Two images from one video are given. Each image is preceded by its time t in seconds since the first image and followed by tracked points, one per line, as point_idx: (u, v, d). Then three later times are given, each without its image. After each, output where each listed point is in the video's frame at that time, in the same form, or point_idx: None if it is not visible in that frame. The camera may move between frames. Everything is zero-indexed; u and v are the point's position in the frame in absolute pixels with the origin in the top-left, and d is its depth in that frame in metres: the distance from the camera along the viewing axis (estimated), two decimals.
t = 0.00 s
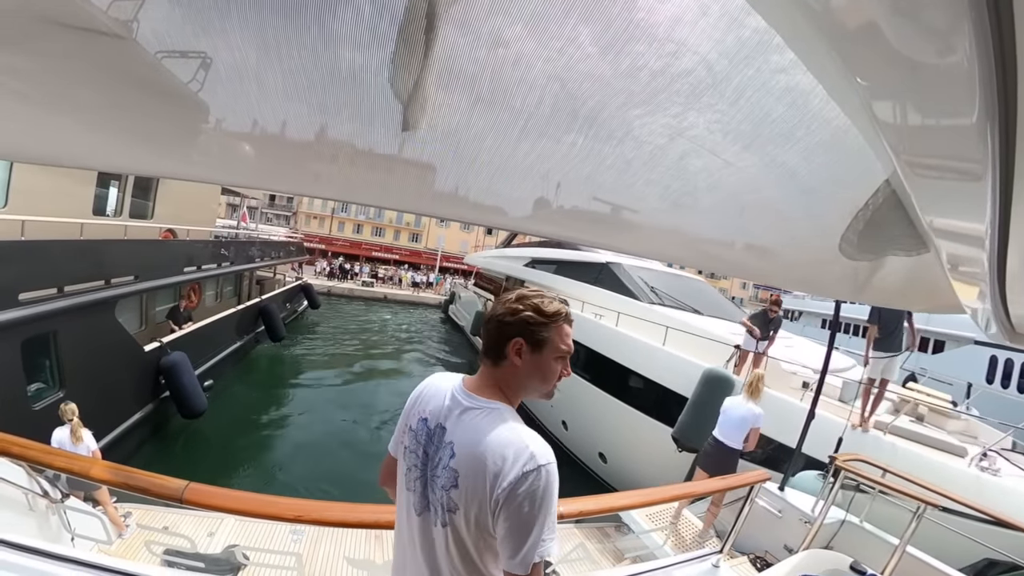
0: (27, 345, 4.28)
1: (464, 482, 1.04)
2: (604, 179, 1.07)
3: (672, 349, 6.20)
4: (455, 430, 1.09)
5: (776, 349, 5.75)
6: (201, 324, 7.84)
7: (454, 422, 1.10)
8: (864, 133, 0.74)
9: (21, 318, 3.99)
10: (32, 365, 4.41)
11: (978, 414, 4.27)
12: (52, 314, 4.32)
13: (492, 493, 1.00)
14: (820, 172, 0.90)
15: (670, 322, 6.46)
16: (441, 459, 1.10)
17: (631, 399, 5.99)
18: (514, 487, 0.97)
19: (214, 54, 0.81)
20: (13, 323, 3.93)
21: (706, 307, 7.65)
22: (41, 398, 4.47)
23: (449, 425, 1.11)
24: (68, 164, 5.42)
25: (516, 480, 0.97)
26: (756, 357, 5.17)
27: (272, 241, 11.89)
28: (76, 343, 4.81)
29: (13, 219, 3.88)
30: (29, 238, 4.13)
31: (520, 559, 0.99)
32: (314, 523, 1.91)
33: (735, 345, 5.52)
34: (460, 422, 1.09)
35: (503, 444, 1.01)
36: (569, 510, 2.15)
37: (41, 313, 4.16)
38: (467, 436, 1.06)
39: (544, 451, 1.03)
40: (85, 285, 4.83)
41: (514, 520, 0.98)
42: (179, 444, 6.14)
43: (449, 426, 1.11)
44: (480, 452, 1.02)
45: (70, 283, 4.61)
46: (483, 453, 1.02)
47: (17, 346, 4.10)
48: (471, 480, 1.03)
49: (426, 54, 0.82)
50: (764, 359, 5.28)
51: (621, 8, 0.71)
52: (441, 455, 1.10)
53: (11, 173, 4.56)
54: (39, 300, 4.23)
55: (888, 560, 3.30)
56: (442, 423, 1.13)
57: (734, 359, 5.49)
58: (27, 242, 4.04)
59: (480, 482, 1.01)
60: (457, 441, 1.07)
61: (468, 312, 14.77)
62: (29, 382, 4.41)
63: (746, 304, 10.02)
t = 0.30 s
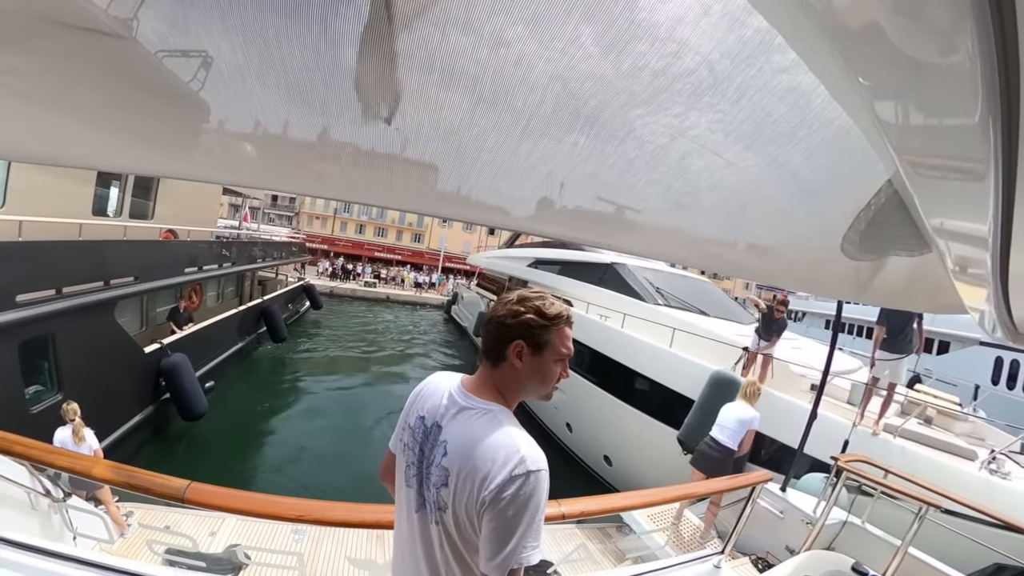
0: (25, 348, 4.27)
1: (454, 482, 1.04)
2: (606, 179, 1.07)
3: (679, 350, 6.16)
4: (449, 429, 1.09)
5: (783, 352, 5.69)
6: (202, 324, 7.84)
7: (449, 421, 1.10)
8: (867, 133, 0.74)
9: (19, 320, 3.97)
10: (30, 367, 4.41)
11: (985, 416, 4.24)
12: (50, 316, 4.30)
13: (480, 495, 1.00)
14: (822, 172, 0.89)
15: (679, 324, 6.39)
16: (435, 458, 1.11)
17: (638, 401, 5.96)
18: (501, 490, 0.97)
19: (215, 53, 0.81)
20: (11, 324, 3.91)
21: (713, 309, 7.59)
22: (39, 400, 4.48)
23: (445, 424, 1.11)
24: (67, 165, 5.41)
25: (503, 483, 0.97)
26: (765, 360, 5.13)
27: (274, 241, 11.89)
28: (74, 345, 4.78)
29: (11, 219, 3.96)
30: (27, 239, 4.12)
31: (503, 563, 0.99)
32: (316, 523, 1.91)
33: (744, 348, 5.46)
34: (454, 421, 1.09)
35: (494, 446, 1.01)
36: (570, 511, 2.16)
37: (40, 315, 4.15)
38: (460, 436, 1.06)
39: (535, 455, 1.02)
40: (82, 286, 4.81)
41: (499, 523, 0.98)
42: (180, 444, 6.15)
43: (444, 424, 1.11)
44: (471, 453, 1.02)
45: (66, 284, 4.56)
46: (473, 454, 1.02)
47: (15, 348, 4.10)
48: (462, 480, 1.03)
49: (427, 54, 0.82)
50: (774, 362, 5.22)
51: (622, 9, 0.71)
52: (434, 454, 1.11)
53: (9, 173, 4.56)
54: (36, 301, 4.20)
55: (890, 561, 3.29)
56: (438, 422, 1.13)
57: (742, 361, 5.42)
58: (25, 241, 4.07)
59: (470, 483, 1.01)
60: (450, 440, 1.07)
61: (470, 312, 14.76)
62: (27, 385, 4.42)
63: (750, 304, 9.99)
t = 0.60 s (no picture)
0: (23, 350, 4.26)
1: (457, 483, 1.04)
2: (608, 179, 1.07)
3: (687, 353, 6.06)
4: (452, 430, 1.09)
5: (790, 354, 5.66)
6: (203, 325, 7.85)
7: (451, 422, 1.10)
8: (869, 133, 0.74)
9: (16, 322, 3.94)
10: (28, 370, 4.39)
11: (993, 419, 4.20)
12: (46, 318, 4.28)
13: (485, 495, 1.00)
14: (824, 172, 0.89)
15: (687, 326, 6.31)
16: (436, 459, 1.10)
17: (643, 403, 5.96)
18: (506, 490, 0.98)
19: (215, 52, 0.80)
20: (10, 326, 3.89)
21: (719, 310, 7.55)
22: (37, 403, 4.45)
23: (446, 425, 1.11)
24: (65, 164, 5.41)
25: (509, 483, 0.98)
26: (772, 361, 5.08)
27: (276, 242, 11.90)
28: (73, 346, 4.76)
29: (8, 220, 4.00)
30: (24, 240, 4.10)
31: (505, 563, 1.01)
32: (317, 522, 1.92)
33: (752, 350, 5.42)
34: (457, 423, 1.09)
35: (498, 447, 1.02)
36: (572, 510, 2.16)
37: (37, 317, 4.13)
38: (463, 437, 1.06)
39: (539, 456, 1.04)
40: (81, 288, 4.80)
41: (502, 523, 1.00)
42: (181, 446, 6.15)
43: (445, 426, 1.11)
44: (474, 454, 1.02)
45: (65, 285, 4.55)
46: (477, 455, 1.02)
47: (12, 350, 4.08)
48: (465, 481, 1.03)
49: (428, 54, 0.82)
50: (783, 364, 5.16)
51: (623, 10, 0.71)
52: (436, 455, 1.11)
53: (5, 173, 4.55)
54: (34, 302, 4.19)
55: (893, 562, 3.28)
56: (439, 423, 1.13)
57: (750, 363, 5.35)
58: (23, 241, 4.09)
59: (474, 484, 1.02)
60: (453, 441, 1.07)
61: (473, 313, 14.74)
62: (24, 389, 4.38)
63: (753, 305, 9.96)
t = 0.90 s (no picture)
0: (21, 353, 4.23)
1: (500, 493, 1.05)
2: (609, 179, 1.07)
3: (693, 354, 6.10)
4: (486, 443, 1.08)
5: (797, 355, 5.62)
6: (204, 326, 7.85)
7: (483, 435, 1.09)
8: (871, 134, 0.74)
9: (14, 324, 3.92)
10: (26, 372, 4.36)
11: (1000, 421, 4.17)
12: (44, 320, 4.25)
13: (534, 501, 1.05)
14: (826, 172, 0.89)
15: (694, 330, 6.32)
16: (469, 472, 1.09)
17: (648, 405, 5.98)
18: (556, 494, 1.04)
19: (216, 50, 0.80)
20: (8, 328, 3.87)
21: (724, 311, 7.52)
22: (36, 406, 4.43)
23: (477, 438, 1.10)
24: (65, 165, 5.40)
25: (559, 486, 1.05)
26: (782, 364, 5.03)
27: (277, 242, 11.89)
28: (72, 349, 4.74)
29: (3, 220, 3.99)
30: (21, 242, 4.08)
31: (553, 559, 1.08)
32: (319, 522, 1.92)
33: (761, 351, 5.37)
34: (490, 435, 1.09)
35: (543, 455, 1.06)
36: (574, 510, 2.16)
37: (34, 319, 4.10)
38: (502, 449, 1.06)
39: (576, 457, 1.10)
40: (79, 290, 4.77)
41: (551, 523, 1.06)
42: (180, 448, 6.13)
43: (476, 438, 1.10)
44: (519, 465, 1.04)
45: (63, 287, 4.53)
46: (522, 466, 1.04)
47: (10, 353, 4.06)
48: (510, 491, 1.05)
49: (430, 55, 0.82)
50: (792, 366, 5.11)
51: (624, 9, 0.72)
52: (469, 468, 1.09)
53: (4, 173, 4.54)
54: (31, 304, 4.16)
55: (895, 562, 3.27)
56: (467, 435, 1.11)
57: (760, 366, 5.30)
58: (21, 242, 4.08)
59: (520, 492, 1.05)
60: (490, 453, 1.07)
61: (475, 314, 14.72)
62: (22, 391, 4.34)
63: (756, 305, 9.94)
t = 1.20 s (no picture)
0: (18, 355, 4.22)
1: (573, 495, 1.06)
2: (611, 179, 1.07)
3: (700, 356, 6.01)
4: (550, 450, 1.07)
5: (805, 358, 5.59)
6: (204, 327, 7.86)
7: (543, 443, 1.07)
8: (872, 133, 0.74)
9: (13, 325, 3.92)
10: (24, 374, 4.36)
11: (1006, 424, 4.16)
12: (41, 322, 4.24)
13: (605, 494, 1.08)
14: (828, 172, 0.88)
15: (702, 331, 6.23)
16: (534, 482, 1.08)
17: (655, 408, 5.98)
18: (622, 482, 1.09)
19: (216, 50, 0.80)
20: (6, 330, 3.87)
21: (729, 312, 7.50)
22: (33, 409, 4.42)
23: (537, 448, 1.07)
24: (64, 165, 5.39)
25: (624, 474, 1.10)
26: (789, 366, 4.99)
27: (279, 243, 11.90)
28: (69, 351, 4.73)
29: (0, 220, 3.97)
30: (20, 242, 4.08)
31: (620, 544, 1.13)
32: (320, 522, 1.92)
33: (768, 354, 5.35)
34: (552, 442, 1.08)
35: (606, 450, 1.09)
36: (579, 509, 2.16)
37: (32, 320, 4.10)
38: (569, 454, 1.07)
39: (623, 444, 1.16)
40: (77, 291, 4.75)
41: (619, 510, 1.11)
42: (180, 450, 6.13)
43: (536, 449, 1.07)
44: (590, 465, 1.06)
45: (61, 289, 4.52)
46: (592, 465, 1.06)
47: (7, 354, 4.06)
48: (583, 492, 1.06)
49: (433, 56, 0.82)
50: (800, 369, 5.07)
51: (624, 9, 0.72)
52: (534, 479, 1.07)
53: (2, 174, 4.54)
54: (28, 306, 4.15)
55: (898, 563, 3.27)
56: (525, 448, 1.08)
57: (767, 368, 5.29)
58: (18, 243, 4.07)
59: (593, 490, 1.06)
60: (557, 460, 1.06)
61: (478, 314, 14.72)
62: (20, 394, 4.34)
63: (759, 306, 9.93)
